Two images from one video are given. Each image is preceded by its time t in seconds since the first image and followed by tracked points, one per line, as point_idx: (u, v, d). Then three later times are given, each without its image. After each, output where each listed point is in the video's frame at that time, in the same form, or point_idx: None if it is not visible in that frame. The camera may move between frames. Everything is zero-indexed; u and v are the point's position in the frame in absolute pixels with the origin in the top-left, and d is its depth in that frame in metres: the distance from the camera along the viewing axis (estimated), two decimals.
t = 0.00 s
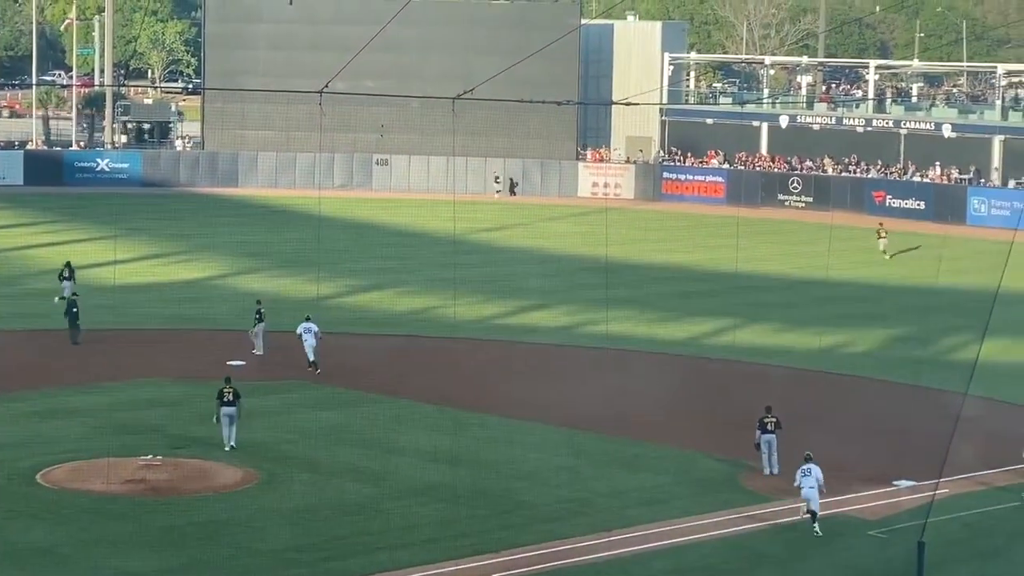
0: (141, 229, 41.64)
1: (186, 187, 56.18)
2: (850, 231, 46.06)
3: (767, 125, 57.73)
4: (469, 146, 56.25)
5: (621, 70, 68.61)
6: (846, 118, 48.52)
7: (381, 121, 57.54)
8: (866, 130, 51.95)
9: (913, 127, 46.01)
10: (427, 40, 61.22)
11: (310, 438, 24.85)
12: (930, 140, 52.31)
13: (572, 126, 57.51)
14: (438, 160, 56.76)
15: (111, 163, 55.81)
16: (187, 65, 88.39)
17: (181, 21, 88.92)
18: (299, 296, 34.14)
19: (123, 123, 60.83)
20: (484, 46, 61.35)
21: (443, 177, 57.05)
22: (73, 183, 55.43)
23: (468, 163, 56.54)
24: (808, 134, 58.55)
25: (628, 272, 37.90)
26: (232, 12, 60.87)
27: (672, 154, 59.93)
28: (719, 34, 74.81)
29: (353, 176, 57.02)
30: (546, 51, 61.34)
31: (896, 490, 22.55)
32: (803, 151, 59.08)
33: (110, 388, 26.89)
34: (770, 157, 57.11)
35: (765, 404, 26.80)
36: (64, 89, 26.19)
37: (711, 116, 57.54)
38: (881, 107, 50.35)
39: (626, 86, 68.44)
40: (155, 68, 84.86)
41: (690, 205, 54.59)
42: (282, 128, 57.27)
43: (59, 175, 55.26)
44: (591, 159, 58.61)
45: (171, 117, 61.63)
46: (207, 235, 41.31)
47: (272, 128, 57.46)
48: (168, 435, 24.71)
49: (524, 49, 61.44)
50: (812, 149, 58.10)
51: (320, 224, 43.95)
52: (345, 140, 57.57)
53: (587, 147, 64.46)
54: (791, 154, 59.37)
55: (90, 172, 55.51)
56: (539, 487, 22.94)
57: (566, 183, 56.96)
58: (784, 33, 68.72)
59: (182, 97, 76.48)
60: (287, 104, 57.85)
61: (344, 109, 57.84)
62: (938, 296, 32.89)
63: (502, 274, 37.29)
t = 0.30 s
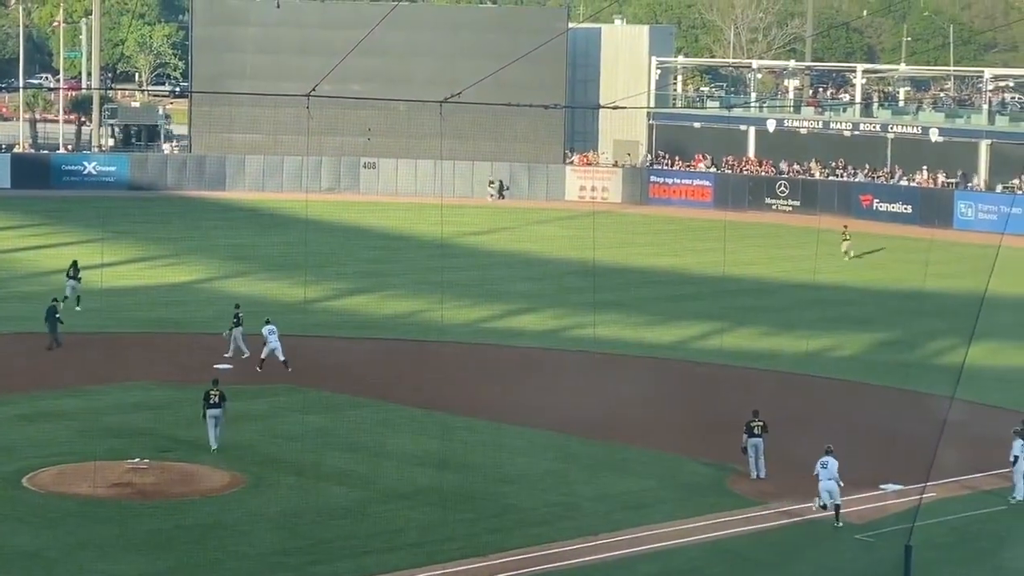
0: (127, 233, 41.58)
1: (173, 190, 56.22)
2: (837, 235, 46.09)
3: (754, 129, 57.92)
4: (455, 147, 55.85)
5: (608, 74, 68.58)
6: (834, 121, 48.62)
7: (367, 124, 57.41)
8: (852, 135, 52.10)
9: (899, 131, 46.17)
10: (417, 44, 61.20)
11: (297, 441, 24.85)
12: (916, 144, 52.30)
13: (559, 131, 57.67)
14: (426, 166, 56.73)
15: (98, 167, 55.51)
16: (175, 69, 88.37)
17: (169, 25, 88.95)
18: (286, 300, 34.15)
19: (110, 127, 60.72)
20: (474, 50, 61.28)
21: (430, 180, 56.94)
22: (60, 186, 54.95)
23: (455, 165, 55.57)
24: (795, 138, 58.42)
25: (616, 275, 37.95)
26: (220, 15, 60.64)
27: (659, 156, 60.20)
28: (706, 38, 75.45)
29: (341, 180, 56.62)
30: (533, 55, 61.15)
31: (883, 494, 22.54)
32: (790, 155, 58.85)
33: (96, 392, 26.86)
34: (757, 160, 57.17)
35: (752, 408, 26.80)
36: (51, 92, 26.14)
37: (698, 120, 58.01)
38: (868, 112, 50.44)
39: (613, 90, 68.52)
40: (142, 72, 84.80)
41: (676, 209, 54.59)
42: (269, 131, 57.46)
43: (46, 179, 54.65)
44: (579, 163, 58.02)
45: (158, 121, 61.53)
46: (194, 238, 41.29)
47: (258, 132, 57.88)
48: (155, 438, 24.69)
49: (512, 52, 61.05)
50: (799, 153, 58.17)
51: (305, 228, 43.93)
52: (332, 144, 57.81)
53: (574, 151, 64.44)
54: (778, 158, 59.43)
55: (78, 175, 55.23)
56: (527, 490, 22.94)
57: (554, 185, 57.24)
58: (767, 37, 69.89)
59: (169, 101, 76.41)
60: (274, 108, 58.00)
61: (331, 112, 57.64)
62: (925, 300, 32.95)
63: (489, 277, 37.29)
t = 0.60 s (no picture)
0: (117, 234, 41.55)
1: (164, 192, 55.99)
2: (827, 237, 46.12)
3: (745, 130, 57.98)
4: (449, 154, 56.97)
5: (599, 75, 68.48)
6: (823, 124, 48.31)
7: (357, 125, 57.45)
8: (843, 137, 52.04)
9: (889, 134, 46.23)
10: (408, 46, 61.13)
11: (288, 442, 24.86)
12: (907, 147, 52.29)
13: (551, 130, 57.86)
14: (416, 167, 56.73)
15: (88, 168, 55.36)
16: (165, 70, 88.41)
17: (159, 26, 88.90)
18: (277, 301, 34.16)
19: (101, 128, 60.63)
20: (467, 51, 61.21)
21: (422, 181, 56.84)
22: (49, 187, 54.73)
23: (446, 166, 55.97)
24: (785, 140, 58.35)
25: (607, 277, 38.00)
26: (211, 17, 60.66)
27: (649, 159, 59.90)
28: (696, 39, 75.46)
29: (332, 182, 56.77)
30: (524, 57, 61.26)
31: (873, 495, 22.56)
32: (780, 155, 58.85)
33: (87, 393, 26.86)
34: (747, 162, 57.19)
35: (744, 410, 26.80)
36: (41, 93, 26.13)
37: (688, 122, 57.68)
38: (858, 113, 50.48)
39: (603, 91, 68.60)
40: (132, 73, 84.74)
41: (666, 211, 54.47)
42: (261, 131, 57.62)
43: (36, 179, 54.59)
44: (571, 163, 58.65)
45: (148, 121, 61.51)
46: (185, 239, 41.28)
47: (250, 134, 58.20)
48: (145, 440, 24.67)
49: (502, 54, 61.22)
50: (788, 154, 58.24)
51: (295, 229, 43.92)
52: (322, 145, 57.78)
53: (563, 152, 64.24)
54: (768, 159, 59.50)
55: (68, 176, 54.98)
56: (518, 492, 22.96)
57: (544, 187, 57.09)
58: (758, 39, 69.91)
59: (159, 101, 76.35)
60: (265, 109, 58.12)
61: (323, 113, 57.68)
62: (916, 301, 33.00)
63: (480, 279, 37.31)
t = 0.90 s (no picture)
0: (111, 234, 41.54)
1: (157, 192, 55.96)
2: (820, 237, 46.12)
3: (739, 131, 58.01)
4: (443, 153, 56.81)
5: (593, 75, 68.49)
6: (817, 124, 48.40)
7: (352, 126, 57.81)
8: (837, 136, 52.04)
9: (883, 133, 46.28)
10: (404, 46, 61.15)
11: (281, 441, 24.86)
12: (901, 147, 52.29)
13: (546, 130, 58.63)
14: (409, 166, 56.35)
15: (82, 167, 55.34)
16: (159, 69, 88.46)
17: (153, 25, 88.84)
18: (271, 301, 34.15)
19: (95, 128, 60.62)
20: (462, 51, 61.24)
21: (416, 180, 56.57)
22: (43, 187, 54.86)
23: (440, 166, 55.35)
24: (779, 140, 58.38)
25: (601, 277, 38.04)
26: (205, 16, 60.59)
27: (643, 159, 59.85)
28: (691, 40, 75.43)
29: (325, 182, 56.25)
30: (519, 57, 61.26)
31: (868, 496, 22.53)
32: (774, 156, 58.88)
33: (79, 393, 26.83)
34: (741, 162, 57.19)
35: (737, 411, 26.79)
36: (35, 92, 26.06)
37: (683, 122, 57.86)
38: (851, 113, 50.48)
39: (597, 91, 68.59)
40: (125, 72, 84.71)
41: (661, 211, 54.59)
42: (255, 131, 57.80)
43: (30, 178, 54.60)
44: (564, 163, 58.85)
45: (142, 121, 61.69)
46: (178, 239, 41.29)
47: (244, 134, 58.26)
48: (138, 439, 24.66)
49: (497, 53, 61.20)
50: (782, 154, 58.24)
51: (289, 229, 43.92)
52: (316, 145, 57.99)
53: (558, 152, 64.40)
54: (761, 159, 59.49)
55: (61, 175, 55.03)
56: (512, 491, 22.95)
57: (538, 187, 56.97)
58: (752, 40, 69.84)
59: (153, 101, 76.31)
60: (259, 110, 58.11)
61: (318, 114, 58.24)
62: (910, 301, 33.02)
63: (474, 278, 37.31)
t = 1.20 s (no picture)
0: (107, 232, 41.56)
1: (153, 190, 55.94)
2: (816, 236, 46.15)
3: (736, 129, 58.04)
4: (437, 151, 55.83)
5: (590, 74, 68.56)
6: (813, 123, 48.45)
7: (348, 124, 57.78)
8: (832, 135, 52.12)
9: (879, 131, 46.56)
10: (400, 45, 61.12)
11: (278, 439, 24.87)
12: (897, 145, 52.31)
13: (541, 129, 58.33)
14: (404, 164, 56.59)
15: (79, 165, 55.29)
16: (155, 67, 88.57)
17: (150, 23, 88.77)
18: (268, 299, 34.17)
19: (92, 126, 60.61)
20: (459, 49, 61.16)
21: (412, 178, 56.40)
22: (39, 185, 54.61)
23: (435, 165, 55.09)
24: (775, 138, 58.36)
25: (597, 275, 38.06)
26: (201, 15, 60.61)
27: (640, 158, 59.83)
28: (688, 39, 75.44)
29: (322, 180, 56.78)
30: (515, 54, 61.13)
31: (863, 494, 22.54)
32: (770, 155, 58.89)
33: (75, 391, 26.85)
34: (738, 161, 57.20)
35: (733, 409, 26.79)
36: (31, 91, 26.04)
37: (680, 121, 57.93)
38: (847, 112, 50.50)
39: (594, 89, 68.48)
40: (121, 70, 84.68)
41: (658, 209, 54.52)
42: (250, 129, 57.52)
43: (26, 176, 54.44)
44: (559, 163, 58.11)
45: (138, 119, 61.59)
46: (174, 237, 41.31)
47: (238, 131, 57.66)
48: (134, 438, 24.65)
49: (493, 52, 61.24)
50: (779, 153, 58.24)
51: (286, 228, 43.92)
52: (311, 143, 58.04)
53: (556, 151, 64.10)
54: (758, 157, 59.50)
55: (58, 174, 54.89)
56: (508, 490, 22.97)
57: (535, 187, 57.01)
58: (749, 38, 69.84)
59: (150, 99, 76.32)
60: (256, 108, 58.11)
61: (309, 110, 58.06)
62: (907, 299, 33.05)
63: (470, 276, 37.30)
